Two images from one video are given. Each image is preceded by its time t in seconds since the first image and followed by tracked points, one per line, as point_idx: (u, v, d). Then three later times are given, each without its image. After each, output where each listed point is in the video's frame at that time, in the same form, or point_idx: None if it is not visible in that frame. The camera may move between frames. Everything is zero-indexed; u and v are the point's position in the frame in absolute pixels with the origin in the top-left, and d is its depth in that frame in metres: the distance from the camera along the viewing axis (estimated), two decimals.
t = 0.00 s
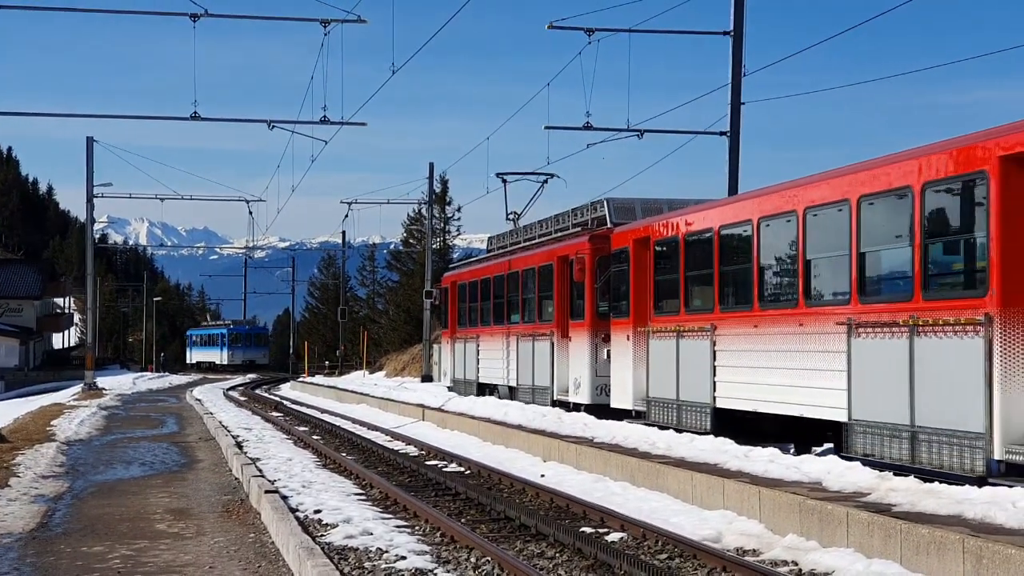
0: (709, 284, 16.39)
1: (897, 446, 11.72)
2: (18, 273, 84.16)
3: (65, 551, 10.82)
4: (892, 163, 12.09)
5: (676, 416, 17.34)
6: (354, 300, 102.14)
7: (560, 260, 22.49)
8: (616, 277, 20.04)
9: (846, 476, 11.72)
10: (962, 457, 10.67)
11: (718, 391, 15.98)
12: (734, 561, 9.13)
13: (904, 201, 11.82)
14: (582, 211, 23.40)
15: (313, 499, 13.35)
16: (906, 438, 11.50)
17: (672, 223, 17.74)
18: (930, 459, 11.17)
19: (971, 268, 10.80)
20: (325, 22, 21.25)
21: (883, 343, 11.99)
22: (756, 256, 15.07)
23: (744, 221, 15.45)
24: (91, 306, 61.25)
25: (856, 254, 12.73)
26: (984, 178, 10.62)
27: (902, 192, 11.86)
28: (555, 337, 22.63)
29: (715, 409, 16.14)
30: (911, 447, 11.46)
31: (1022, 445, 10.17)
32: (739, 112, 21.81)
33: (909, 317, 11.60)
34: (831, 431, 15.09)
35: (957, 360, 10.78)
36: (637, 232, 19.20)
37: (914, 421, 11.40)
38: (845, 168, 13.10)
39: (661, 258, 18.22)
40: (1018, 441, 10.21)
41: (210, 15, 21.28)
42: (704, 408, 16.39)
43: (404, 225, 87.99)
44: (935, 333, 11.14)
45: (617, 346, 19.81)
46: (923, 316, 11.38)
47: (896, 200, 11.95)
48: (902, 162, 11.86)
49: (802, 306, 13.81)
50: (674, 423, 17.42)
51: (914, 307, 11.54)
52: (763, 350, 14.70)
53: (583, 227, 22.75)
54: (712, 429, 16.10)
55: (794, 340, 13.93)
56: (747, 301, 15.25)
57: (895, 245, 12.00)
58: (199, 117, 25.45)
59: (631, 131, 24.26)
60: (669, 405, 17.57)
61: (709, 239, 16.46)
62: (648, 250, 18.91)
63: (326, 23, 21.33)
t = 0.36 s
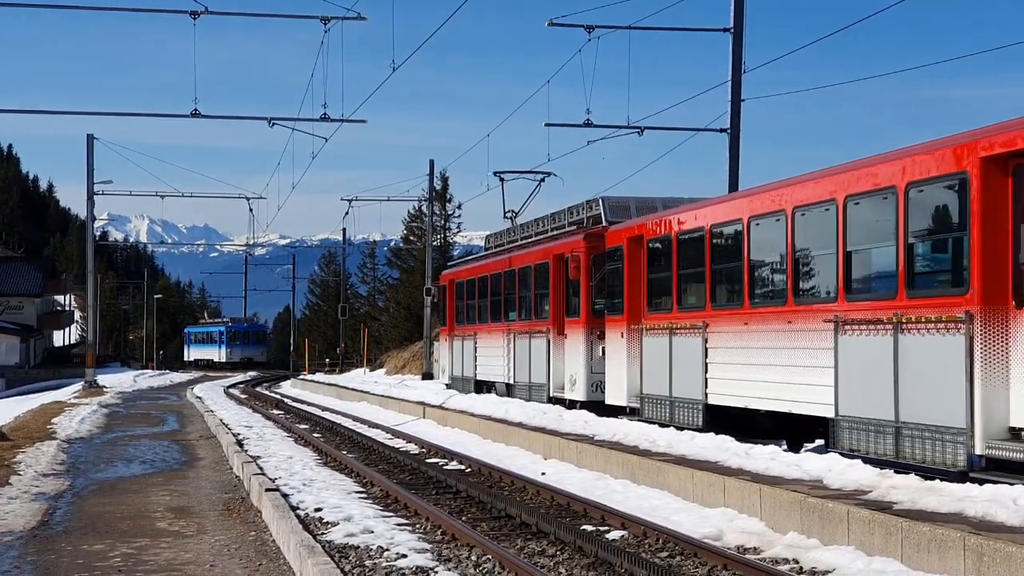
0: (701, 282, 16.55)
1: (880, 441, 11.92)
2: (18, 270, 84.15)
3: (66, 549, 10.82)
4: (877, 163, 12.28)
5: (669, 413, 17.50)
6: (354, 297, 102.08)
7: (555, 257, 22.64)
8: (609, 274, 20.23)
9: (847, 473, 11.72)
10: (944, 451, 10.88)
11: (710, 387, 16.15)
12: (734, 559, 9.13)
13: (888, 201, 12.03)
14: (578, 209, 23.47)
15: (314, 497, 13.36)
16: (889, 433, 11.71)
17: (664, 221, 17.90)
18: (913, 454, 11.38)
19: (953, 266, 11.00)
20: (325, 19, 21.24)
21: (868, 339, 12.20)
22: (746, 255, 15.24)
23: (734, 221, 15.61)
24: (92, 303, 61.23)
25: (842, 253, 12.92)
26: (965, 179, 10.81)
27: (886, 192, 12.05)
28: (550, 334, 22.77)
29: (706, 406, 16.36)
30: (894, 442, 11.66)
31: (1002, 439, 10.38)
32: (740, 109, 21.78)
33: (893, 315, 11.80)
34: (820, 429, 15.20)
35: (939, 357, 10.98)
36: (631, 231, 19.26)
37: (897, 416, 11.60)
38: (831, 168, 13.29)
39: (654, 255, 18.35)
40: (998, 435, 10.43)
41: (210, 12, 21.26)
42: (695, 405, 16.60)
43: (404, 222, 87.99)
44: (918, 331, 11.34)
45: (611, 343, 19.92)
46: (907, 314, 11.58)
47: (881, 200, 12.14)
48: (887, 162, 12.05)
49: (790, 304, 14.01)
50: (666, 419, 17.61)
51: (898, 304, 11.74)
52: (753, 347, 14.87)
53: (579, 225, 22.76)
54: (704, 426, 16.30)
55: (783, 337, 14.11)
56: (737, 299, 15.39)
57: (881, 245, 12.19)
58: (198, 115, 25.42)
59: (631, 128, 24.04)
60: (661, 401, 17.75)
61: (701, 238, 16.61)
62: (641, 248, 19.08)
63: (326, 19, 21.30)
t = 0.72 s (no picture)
0: (691, 280, 16.78)
1: (863, 438, 12.17)
2: (17, 264, 84.12)
3: (63, 543, 10.82)
4: (862, 165, 12.54)
5: (660, 410, 17.70)
6: (353, 293, 102.02)
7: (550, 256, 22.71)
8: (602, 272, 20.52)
9: (845, 471, 11.72)
10: (924, 448, 11.11)
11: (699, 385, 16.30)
12: (732, 556, 9.13)
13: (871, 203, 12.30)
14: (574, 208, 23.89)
15: (311, 492, 13.35)
16: (872, 429, 11.97)
17: (656, 219, 18.12)
18: (895, 450, 11.63)
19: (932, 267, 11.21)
20: (325, 15, 21.18)
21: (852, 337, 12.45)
22: (734, 254, 15.48)
23: (724, 221, 15.84)
24: (92, 297, 61.22)
25: (828, 253, 13.18)
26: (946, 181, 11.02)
27: (871, 194, 12.32)
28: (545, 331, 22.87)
29: (696, 403, 16.51)
30: (877, 439, 11.91)
31: (980, 436, 10.60)
32: (740, 107, 21.76)
33: (876, 314, 12.06)
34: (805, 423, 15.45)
35: (920, 356, 11.19)
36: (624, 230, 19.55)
37: (879, 413, 11.85)
38: (818, 170, 13.55)
39: (645, 254, 18.57)
40: (977, 432, 10.64)
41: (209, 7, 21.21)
42: (686, 402, 16.71)
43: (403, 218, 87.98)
44: (898, 330, 11.61)
45: (605, 341, 20.25)
46: (889, 313, 11.84)
47: (864, 201, 12.41)
48: (872, 164, 12.31)
49: (777, 302, 14.25)
50: (657, 416, 17.79)
51: (881, 304, 12.00)
52: (741, 345, 15.09)
53: (573, 224, 23.21)
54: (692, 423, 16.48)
55: (771, 335, 14.33)
56: (726, 298, 15.63)
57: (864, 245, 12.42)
58: (197, 109, 25.38)
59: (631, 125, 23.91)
60: (653, 398, 17.94)
61: (693, 236, 16.81)
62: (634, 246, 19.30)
63: (326, 14, 21.26)
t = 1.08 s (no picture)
0: (680, 281, 17.02)
1: (845, 436, 12.46)
2: (12, 262, 83.99)
3: (57, 541, 10.79)
4: (845, 170, 12.85)
5: (648, 408, 17.95)
6: (349, 291, 101.94)
7: (542, 256, 22.85)
8: (592, 272, 20.74)
9: (841, 472, 11.71)
10: (902, 446, 11.40)
11: (686, 383, 16.63)
12: (727, 556, 9.12)
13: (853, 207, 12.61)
14: (565, 209, 24.15)
15: (307, 491, 13.33)
16: (853, 428, 12.27)
17: (645, 220, 18.36)
18: (875, 448, 11.92)
19: (911, 270, 11.51)
20: (322, 13, 21.17)
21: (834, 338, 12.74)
22: (721, 255, 15.72)
23: (715, 221, 15.97)
24: (87, 295, 61.18)
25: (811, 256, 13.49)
26: (925, 186, 11.31)
27: (852, 198, 12.63)
28: (536, 330, 23.01)
29: (683, 401, 16.79)
30: (858, 437, 12.20)
31: (957, 435, 10.88)
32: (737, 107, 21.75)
33: (858, 315, 12.38)
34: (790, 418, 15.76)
35: (898, 356, 11.51)
36: (614, 231, 19.68)
37: (861, 412, 12.14)
38: (802, 175, 13.86)
39: (636, 254, 18.77)
40: (955, 431, 10.91)
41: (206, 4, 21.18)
42: (673, 400, 17.02)
43: (400, 217, 87.93)
44: (879, 331, 11.92)
45: (595, 340, 20.44)
46: (870, 314, 12.16)
47: (847, 206, 12.73)
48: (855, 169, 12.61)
49: (763, 302, 14.53)
50: (645, 414, 18.02)
51: (863, 306, 12.33)
52: (728, 344, 15.33)
53: (565, 224, 23.39)
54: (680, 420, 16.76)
55: (757, 335, 14.57)
56: (713, 298, 15.86)
57: (847, 248, 12.72)
58: (194, 107, 25.36)
59: (628, 125, 23.88)
60: (641, 396, 18.20)
61: (681, 237, 17.03)
62: (624, 247, 19.45)
63: (322, 12, 21.24)
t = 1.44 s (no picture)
0: (669, 282, 17.25)
1: (830, 434, 12.70)
2: (8, 263, 83.85)
3: (55, 542, 10.78)
4: (828, 173, 13.09)
5: (639, 407, 18.22)
6: (346, 292, 101.94)
7: (535, 257, 23.04)
8: (583, 274, 20.97)
9: (838, 472, 11.72)
10: (884, 443, 11.63)
11: (675, 382, 16.90)
12: (725, 556, 9.13)
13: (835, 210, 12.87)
14: (558, 210, 24.35)
15: (304, 492, 13.34)
16: (837, 426, 12.52)
17: (635, 223, 18.58)
18: (859, 446, 12.16)
19: (892, 272, 11.72)
20: (319, 14, 21.17)
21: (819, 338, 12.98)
22: (709, 257, 15.97)
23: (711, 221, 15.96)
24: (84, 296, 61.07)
25: (796, 258, 13.74)
26: (907, 189, 11.49)
27: (835, 201, 12.89)
28: (529, 331, 23.23)
29: (673, 400, 17.06)
30: (843, 435, 12.44)
31: (937, 433, 11.08)
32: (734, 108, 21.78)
33: (841, 316, 12.61)
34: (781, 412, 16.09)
35: (881, 356, 11.75)
36: (605, 233, 19.92)
37: (845, 411, 12.38)
38: (786, 178, 14.12)
39: (626, 255, 19.03)
40: (934, 429, 11.12)
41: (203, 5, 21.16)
42: (663, 400, 17.28)
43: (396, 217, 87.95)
44: (862, 331, 12.16)
45: (586, 341, 20.67)
46: (854, 315, 12.39)
47: (829, 209, 12.98)
48: (838, 172, 12.85)
49: (748, 303, 14.76)
50: (635, 413, 18.30)
51: (845, 307, 12.56)
52: (716, 345, 15.59)
53: (558, 226, 23.62)
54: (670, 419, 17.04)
55: (744, 336, 14.80)
56: (702, 299, 16.09)
57: (831, 251, 12.95)
58: (190, 107, 25.32)
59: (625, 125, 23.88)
60: (632, 396, 18.47)
61: (671, 239, 17.24)
62: (615, 249, 19.67)
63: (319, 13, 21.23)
